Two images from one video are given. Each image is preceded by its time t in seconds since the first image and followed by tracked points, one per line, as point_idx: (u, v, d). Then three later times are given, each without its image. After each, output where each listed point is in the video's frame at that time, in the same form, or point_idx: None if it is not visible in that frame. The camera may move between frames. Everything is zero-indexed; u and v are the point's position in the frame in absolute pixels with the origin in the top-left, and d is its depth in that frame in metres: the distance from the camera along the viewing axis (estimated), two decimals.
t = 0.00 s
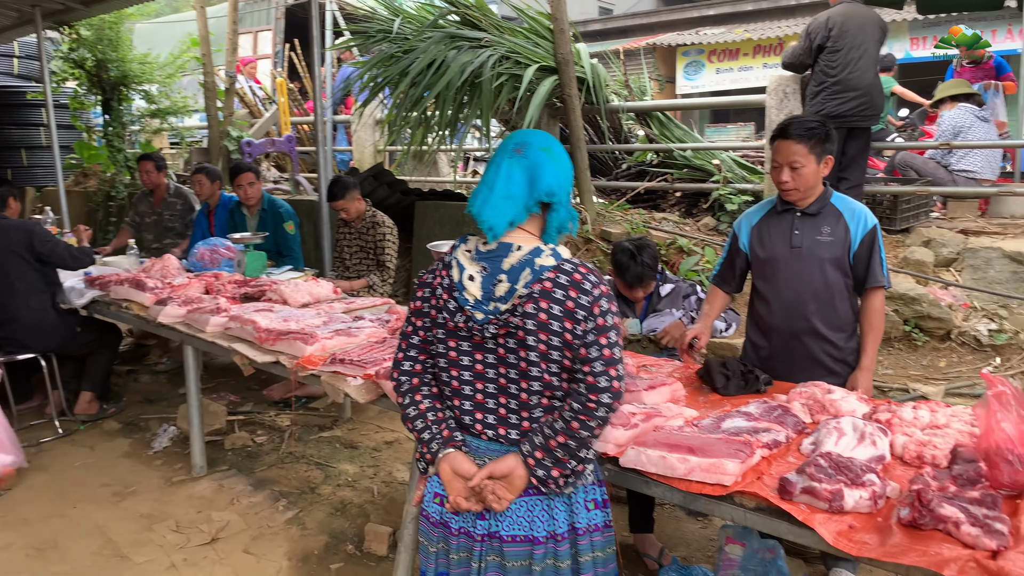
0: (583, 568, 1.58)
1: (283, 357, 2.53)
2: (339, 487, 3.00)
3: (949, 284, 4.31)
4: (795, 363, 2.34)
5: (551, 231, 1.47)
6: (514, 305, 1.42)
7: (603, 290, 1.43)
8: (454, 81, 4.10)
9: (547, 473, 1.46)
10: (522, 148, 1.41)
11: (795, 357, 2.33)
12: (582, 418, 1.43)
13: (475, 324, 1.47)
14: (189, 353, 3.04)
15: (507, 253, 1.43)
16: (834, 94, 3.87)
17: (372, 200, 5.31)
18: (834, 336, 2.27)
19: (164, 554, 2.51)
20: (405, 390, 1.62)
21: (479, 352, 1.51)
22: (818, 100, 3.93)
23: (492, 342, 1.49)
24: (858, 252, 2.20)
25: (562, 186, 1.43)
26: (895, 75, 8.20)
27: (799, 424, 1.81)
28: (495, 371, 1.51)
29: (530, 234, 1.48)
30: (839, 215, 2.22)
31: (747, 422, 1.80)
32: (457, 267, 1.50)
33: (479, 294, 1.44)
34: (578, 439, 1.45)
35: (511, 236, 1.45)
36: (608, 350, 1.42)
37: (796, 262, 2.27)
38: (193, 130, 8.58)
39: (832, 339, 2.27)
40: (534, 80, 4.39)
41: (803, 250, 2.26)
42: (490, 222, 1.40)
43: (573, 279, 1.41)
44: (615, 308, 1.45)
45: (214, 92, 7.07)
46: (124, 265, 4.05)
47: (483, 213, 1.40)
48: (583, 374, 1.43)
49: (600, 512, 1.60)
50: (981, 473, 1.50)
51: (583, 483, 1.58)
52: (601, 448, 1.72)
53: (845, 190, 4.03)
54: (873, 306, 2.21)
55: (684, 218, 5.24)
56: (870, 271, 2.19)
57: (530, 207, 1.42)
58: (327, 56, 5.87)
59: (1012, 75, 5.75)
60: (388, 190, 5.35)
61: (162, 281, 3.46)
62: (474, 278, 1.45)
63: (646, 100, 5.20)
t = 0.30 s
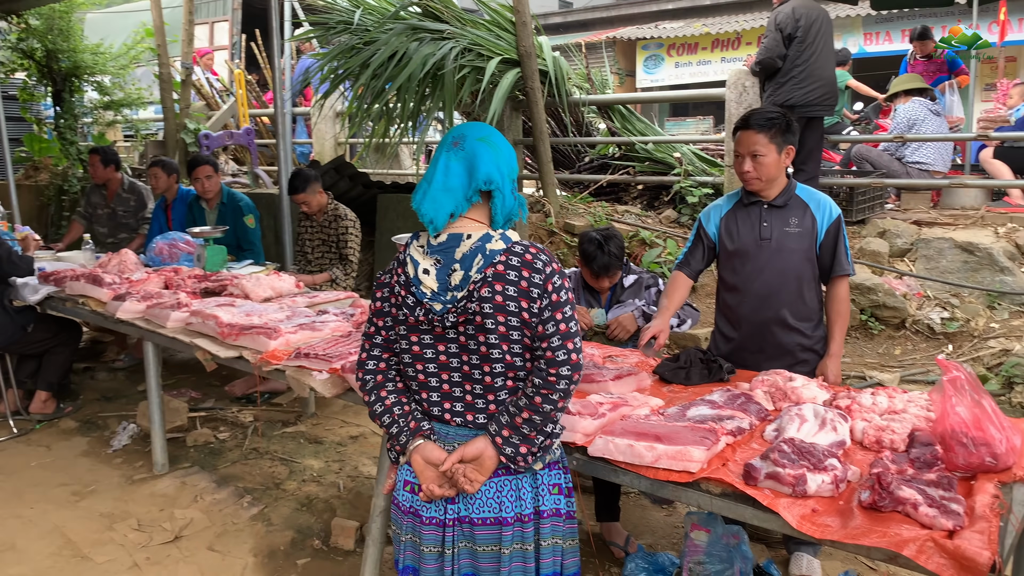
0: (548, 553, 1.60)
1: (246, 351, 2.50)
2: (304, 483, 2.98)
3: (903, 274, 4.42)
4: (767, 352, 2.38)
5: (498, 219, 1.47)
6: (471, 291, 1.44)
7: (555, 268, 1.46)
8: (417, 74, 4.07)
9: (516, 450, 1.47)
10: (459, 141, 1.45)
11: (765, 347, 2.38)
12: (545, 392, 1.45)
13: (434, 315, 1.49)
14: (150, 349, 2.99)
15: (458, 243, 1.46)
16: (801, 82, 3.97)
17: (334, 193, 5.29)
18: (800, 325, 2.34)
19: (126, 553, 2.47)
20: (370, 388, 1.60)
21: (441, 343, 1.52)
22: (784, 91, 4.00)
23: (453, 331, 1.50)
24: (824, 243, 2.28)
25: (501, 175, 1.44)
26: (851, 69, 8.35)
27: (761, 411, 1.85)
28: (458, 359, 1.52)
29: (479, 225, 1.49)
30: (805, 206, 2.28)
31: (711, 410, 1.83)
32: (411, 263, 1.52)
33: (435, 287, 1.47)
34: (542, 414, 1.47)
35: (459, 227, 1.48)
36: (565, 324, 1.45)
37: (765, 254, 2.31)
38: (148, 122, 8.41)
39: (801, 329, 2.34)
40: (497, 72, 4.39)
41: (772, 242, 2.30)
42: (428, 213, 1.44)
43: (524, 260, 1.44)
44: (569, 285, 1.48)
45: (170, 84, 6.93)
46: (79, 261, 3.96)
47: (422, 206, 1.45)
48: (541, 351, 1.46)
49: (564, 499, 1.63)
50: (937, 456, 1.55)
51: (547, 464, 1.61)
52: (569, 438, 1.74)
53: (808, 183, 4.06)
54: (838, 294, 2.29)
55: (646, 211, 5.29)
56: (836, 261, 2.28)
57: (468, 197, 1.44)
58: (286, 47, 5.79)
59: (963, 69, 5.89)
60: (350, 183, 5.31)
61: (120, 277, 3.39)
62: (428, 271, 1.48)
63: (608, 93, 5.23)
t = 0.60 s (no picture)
0: (536, 541, 1.61)
1: (213, 348, 2.47)
2: (273, 479, 2.95)
3: (866, 265, 4.49)
4: (748, 344, 2.42)
5: (476, 212, 1.48)
6: (452, 283, 1.44)
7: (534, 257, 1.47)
8: (384, 66, 4.00)
9: (501, 441, 1.49)
10: (437, 133, 1.45)
11: (745, 340, 2.41)
12: (528, 382, 1.46)
13: (415, 308, 1.48)
14: (114, 346, 2.94)
15: (439, 235, 1.46)
16: (763, 72, 4.02)
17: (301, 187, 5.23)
18: (775, 316, 2.38)
19: (91, 554, 2.43)
20: (348, 383, 1.60)
21: (420, 337, 1.52)
22: (746, 82, 4.04)
23: (433, 325, 1.49)
24: (798, 235, 2.34)
25: (478, 167, 1.45)
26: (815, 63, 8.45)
27: (730, 402, 1.87)
28: (438, 352, 1.52)
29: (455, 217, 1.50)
30: (780, 199, 2.32)
31: (681, 401, 1.84)
32: (389, 256, 1.51)
33: (415, 279, 1.46)
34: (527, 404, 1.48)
35: (434, 218, 1.48)
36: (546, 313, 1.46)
37: (743, 248, 2.34)
38: (109, 115, 8.24)
39: (779, 320, 2.38)
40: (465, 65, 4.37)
41: (750, 236, 2.33)
42: (405, 203, 1.44)
43: (505, 251, 1.45)
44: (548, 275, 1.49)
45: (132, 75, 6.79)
46: (39, 257, 3.87)
47: (399, 195, 1.45)
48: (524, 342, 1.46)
49: (547, 489, 1.63)
50: (902, 443, 1.58)
51: (531, 455, 1.61)
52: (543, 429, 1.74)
53: (775, 173, 4.04)
54: (811, 285, 2.37)
55: (615, 204, 5.32)
56: (810, 252, 2.34)
57: (446, 188, 1.45)
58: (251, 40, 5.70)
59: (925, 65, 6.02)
60: (317, 176, 5.25)
61: (82, 273, 3.32)
62: (408, 264, 1.47)
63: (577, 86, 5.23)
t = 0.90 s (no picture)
0: (521, 535, 1.61)
1: (183, 344, 2.43)
2: (245, 477, 2.92)
3: (835, 258, 4.54)
4: (728, 336, 2.43)
5: (466, 205, 1.46)
6: (437, 276, 1.43)
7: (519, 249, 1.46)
8: (354, 58, 3.91)
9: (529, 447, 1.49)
10: (432, 125, 1.45)
11: (725, 333, 2.43)
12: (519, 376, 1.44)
13: (399, 300, 1.47)
14: (80, 344, 2.88)
15: (426, 227, 1.45)
16: (728, 64, 4.09)
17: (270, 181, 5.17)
18: (755, 310, 2.39)
19: (58, 555, 2.39)
20: (330, 374, 1.59)
21: (404, 330, 1.51)
22: (713, 74, 4.07)
23: (417, 318, 1.48)
24: (779, 228, 2.34)
25: (470, 162, 1.44)
26: (784, 58, 8.53)
27: (703, 393, 1.88)
28: (421, 346, 1.51)
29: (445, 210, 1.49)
30: (760, 193, 2.33)
31: (655, 393, 1.85)
32: (376, 247, 1.50)
33: (400, 271, 1.45)
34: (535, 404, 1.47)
35: (422, 211, 1.47)
36: (533, 304, 1.44)
37: (722, 241, 2.36)
38: (73, 108, 8.08)
39: (758, 314, 2.40)
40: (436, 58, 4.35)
41: (729, 230, 2.35)
42: (394, 192, 1.44)
43: (492, 245, 1.44)
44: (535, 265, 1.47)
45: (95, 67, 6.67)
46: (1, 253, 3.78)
47: (389, 184, 1.45)
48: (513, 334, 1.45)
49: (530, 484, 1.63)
50: (871, 433, 1.60)
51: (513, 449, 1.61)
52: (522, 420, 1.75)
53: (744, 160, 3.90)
54: (791, 279, 2.34)
55: (587, 198, 5.33)
56: (790, 245, 2.33)
57: (437, 180, 1.44)
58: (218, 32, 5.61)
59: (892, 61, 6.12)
60: (287, 171, 5.18)
61: (46, 269, 3.25)
62: (393, 255, 1.47)
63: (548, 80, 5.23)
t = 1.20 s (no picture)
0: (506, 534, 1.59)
1: (155, 342, 2.39)
2: (219, 475, 2.89)
3: (809, 252, 4.58)
4: (703, 331, 2.45)
5: (464, 204, 1.45)
6: (429, 278, 1.42)
7: (513, 261, 1.46)
8: (328, 51, 3.84)
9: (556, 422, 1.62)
10: (437, 119, 1.45)
11: (700, 327, 2.45)
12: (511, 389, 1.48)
13: (389, 298, 1.45)
14: (50, 343, 2.83)
15: (421, 226, 1.44)
16: (705, 59, 4.02)
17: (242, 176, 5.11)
18: (731, 304, 2.41)
19: (28, 557, 2.35)
20: (316, 366, 1.58)
21: (392, 327, 1.50)
22: (693, 67, 4.00)
23: (406, 316, 1.47)
24: (758, 224, 2.35)
25: (473, 160, 1.43)
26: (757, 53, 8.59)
27: (680, 387, 1.89)
28: (409, 345, 1.49)
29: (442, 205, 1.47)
30: (739, 188, 2.34)
31: (633, 388, 1.86)
32: (369, 241, 1.48)
33: (391, 268, 1.44)
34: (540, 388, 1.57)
35: (420, 208, 1.46)
36: (523, 326, 1.48)
37: (700, 236, 2.37)
38: (40, 101, 7.94)
39: (733, 309, 2.41)
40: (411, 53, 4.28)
41: (706, 225, 2.35)
42: (393, 183, 1.43)
43: (486, 252, 1.43)
44: (528, 278, 1.49)
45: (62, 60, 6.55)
46: None
47: (389, 176, 1.44)
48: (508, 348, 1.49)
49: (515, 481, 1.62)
50: (846, 425, 1.62)
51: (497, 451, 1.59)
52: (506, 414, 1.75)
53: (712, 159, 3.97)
54: (772, 275, 2.37)
55: (563, 193, 5.34)
56: (771, 241, 2.35)
57: (437, 176, 1.43)
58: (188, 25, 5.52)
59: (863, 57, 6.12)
60: (260, 165, 5.12)
61: (13, 267, 3.19)
62: (386, 251, 1.45)
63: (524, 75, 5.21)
